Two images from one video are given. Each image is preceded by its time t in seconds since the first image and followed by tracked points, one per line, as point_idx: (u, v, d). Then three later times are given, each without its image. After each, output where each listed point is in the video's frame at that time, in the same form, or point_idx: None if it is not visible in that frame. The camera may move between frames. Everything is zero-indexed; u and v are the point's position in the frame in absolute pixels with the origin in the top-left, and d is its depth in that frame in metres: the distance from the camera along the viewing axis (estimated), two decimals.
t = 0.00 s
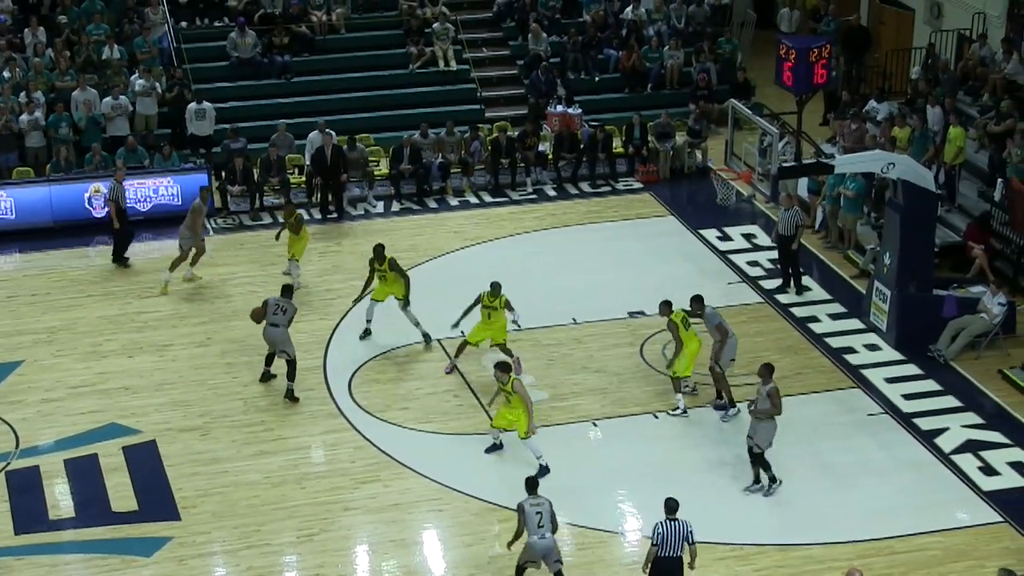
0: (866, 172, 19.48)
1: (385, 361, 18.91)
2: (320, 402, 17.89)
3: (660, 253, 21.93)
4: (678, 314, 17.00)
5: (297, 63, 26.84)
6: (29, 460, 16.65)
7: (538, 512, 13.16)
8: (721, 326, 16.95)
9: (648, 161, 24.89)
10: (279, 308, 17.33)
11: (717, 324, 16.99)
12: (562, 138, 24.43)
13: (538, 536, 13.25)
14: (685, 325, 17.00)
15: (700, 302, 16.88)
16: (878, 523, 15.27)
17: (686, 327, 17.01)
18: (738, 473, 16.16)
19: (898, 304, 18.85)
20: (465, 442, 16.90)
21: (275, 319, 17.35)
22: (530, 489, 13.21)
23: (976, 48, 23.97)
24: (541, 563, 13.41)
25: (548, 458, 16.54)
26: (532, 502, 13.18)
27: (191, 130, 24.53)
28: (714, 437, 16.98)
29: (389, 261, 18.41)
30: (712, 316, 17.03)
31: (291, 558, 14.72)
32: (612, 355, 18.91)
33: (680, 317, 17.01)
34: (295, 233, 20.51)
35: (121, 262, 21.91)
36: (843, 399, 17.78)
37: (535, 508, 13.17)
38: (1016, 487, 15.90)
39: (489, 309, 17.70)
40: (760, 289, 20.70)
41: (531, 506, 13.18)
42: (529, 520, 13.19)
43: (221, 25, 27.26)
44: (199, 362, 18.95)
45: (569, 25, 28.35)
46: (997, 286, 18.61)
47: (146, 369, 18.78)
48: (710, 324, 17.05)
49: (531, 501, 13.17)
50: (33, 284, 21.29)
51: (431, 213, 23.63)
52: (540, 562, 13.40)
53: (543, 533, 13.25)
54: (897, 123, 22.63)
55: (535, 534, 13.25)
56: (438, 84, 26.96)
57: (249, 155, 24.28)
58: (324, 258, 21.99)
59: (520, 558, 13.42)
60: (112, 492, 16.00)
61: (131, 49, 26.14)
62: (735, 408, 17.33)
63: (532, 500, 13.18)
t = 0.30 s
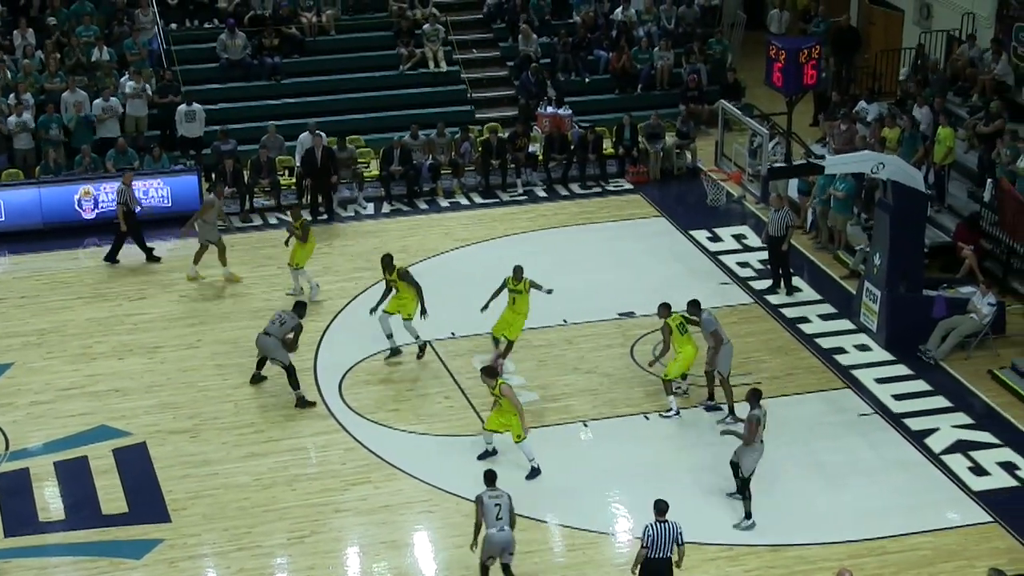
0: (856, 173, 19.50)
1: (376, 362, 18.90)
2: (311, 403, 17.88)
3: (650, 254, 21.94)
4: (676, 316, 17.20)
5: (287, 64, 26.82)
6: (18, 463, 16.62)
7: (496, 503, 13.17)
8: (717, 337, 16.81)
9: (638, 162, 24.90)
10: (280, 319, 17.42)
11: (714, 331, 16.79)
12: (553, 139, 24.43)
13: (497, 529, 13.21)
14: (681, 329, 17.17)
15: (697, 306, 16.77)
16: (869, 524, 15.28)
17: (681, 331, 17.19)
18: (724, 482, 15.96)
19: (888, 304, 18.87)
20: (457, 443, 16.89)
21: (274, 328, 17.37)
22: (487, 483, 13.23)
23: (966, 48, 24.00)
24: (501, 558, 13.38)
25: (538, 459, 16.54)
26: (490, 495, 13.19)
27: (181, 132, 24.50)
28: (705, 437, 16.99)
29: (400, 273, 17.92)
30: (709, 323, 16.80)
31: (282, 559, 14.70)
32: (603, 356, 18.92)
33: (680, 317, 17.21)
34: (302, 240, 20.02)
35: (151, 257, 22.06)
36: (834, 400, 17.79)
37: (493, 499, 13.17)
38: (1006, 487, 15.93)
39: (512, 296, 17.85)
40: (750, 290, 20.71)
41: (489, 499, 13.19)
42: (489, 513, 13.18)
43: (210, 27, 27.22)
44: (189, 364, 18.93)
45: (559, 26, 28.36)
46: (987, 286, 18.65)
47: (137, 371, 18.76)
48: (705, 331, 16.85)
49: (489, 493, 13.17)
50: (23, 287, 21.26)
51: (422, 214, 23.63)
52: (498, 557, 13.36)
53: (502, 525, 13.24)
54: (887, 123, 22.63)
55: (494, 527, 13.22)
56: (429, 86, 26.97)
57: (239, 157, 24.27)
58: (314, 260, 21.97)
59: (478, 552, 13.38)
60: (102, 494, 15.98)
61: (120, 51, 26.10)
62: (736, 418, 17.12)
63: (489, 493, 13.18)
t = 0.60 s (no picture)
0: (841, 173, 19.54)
1: (361, 364, 18.87)
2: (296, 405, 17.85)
3: (636, 255, 21.94)
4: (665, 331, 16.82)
5: (272, 66, 26.77)
6: (3, 466, 16.57)
7: (440, 515, 13.02)
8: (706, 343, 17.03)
9: (624, 163, 24.90)
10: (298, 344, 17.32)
11: (703, 337, 16.96)
12: (538, 140, 24.41)
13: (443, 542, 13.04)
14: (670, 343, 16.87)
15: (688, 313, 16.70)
16: (854, 523, 15.31)
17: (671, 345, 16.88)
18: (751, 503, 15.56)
19: (873, 305, 18.91)
20: (443, 445, 16.88)
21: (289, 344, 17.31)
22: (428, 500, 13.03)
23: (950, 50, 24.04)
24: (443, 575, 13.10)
25: (525, 460, 16.53)
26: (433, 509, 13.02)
27: (166, 134, 24.45)
28: (692, 438, 17.00)
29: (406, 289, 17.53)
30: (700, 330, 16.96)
31: (268, 562, 14.68)
32: (589, 357, 18.92)
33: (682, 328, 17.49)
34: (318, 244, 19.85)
35: (138, 259, 22.01)
36: (820, 400, 17.81)
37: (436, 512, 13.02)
38: (991, 486, 15.97)
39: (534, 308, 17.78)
40: (736, 291, 20.73)
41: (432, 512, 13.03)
42: (434, 527, 13.00)
43: (195, 29, 27.16)
44: (175, 367, 18.89)
45: (545, 27, 28.34)
46: (972, 286, 18.70)
47: (122, 374, 18.71)
48: (698, 336, 16.99)
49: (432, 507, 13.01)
50: (7, 289, 21.19)
51: (408, 215, 23.60)
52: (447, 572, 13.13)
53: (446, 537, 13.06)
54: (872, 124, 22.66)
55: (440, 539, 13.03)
56: (414, 87, 26.96)
57: (224, 159, 24.25)
58: (299, 262, 21.93)
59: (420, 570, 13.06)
60: (88, 497, 15.93)
61: (105, 53, 26.04)
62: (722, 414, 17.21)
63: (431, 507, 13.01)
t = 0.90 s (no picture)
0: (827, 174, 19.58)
1: (348, 366, 18.84)
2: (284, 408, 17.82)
3: (623, 257, 21.96)
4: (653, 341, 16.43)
5: (258, 68, 26.73)
6: None
7: (357, 494, 13.53)
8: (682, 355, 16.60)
9: (610, 164, 24.89)
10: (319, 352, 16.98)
11: (686, 349, 16.55)
12: (525, 142, 24.40)
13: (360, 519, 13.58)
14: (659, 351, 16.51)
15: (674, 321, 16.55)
16: (841, 524, 15.33)
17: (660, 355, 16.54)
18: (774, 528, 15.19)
19: (860, 306, 18.94)
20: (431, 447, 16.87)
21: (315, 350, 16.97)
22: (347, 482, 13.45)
23: (936, 51, 24.07)
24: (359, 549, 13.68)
25: (513, 462, 16.53)
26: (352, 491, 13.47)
27: (152, 136, 24.40)
28: (679, 440, 17.01)
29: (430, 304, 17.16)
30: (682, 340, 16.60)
31: (255, 564, 14.65)
32: (576, 358, 18.91)
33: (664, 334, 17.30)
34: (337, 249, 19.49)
35: (125, 263, 21.91)
36: (807, 401, 17.84)
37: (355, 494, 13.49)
38: (978, 486, 16.01)
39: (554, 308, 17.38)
40: (723, 292, 20.75)
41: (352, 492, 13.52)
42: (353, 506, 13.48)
43: (181, 31, 27.11)
44: (161, 370, 18.83)
45: (531, 29, 28.33)
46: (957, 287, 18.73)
47: (108, 377, 18.66)
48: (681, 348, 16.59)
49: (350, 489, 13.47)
50: None
51: (395, 217, 23.58)
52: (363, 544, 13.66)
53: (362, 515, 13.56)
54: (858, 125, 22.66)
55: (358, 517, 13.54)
56: (400, 89, 26.94)
57: (211, 161, 24.23)
58: (286, 264, 21.90)
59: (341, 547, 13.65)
60: (74, 500, 15.89)
61: (91, 55, 25.97)
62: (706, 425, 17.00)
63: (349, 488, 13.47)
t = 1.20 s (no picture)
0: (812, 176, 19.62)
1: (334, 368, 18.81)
2: (269, 411, 17.79)
3: (609, 259, 21.96)
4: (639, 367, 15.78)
5: (243, 71, 26.68)
6: None
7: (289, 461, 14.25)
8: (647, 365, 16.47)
9: (596, 166, 24.90)
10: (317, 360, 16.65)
11: (651, 363, 16.49)
12: (510, 144, 24.39)
13: (286, 485, 14.23)
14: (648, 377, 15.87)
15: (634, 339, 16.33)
16: (827, 525, 15.35)
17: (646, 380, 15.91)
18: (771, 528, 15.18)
19: (845, 307, 18.97)
20: (416, 449, 16.85)
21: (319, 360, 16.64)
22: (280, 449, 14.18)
23: (919, 52, 24.11)
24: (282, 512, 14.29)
25: (499, 464, 16.52)
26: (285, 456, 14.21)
27: (136, 139, 24.32)
28: (664, 441, 17.02)
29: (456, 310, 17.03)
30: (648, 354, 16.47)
31: (241, 567, 14.62)
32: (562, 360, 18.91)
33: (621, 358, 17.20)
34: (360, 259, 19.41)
35: (111, 266, 21.86)
36: (792, 402, 17.86)
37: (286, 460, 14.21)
38: (963, 486, 16.04)
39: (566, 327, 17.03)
40: (708, 294, 20.77)
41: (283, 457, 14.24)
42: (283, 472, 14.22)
43: (165, 33, 27.04)
44: (146, 373, 18.79)
45: (516, 31, 28.31)
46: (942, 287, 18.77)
47: (93, 380, 18.61)
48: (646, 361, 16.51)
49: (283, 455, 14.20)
50: None
51: (380, 220, 23.56)
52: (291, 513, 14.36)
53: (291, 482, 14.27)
54: (843, 126, 22.67)
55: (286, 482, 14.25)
56: (385, 91, 26.91)
57: (195, 164, 24.17)
58: (271, 266, 21.87)
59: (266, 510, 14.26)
60: (59, 504, 15.84)
61: (75, 58, 25.89)
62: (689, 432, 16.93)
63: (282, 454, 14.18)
